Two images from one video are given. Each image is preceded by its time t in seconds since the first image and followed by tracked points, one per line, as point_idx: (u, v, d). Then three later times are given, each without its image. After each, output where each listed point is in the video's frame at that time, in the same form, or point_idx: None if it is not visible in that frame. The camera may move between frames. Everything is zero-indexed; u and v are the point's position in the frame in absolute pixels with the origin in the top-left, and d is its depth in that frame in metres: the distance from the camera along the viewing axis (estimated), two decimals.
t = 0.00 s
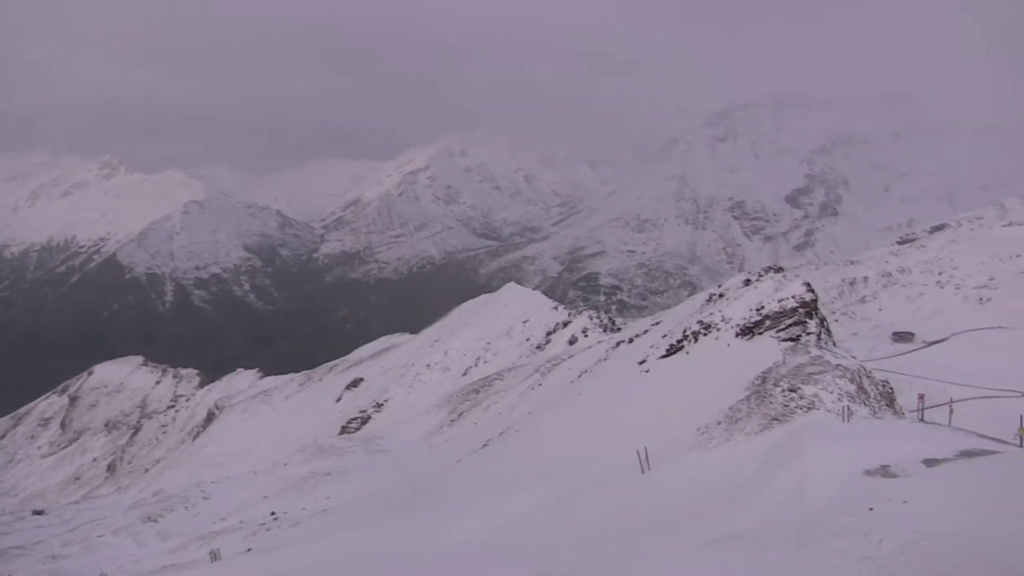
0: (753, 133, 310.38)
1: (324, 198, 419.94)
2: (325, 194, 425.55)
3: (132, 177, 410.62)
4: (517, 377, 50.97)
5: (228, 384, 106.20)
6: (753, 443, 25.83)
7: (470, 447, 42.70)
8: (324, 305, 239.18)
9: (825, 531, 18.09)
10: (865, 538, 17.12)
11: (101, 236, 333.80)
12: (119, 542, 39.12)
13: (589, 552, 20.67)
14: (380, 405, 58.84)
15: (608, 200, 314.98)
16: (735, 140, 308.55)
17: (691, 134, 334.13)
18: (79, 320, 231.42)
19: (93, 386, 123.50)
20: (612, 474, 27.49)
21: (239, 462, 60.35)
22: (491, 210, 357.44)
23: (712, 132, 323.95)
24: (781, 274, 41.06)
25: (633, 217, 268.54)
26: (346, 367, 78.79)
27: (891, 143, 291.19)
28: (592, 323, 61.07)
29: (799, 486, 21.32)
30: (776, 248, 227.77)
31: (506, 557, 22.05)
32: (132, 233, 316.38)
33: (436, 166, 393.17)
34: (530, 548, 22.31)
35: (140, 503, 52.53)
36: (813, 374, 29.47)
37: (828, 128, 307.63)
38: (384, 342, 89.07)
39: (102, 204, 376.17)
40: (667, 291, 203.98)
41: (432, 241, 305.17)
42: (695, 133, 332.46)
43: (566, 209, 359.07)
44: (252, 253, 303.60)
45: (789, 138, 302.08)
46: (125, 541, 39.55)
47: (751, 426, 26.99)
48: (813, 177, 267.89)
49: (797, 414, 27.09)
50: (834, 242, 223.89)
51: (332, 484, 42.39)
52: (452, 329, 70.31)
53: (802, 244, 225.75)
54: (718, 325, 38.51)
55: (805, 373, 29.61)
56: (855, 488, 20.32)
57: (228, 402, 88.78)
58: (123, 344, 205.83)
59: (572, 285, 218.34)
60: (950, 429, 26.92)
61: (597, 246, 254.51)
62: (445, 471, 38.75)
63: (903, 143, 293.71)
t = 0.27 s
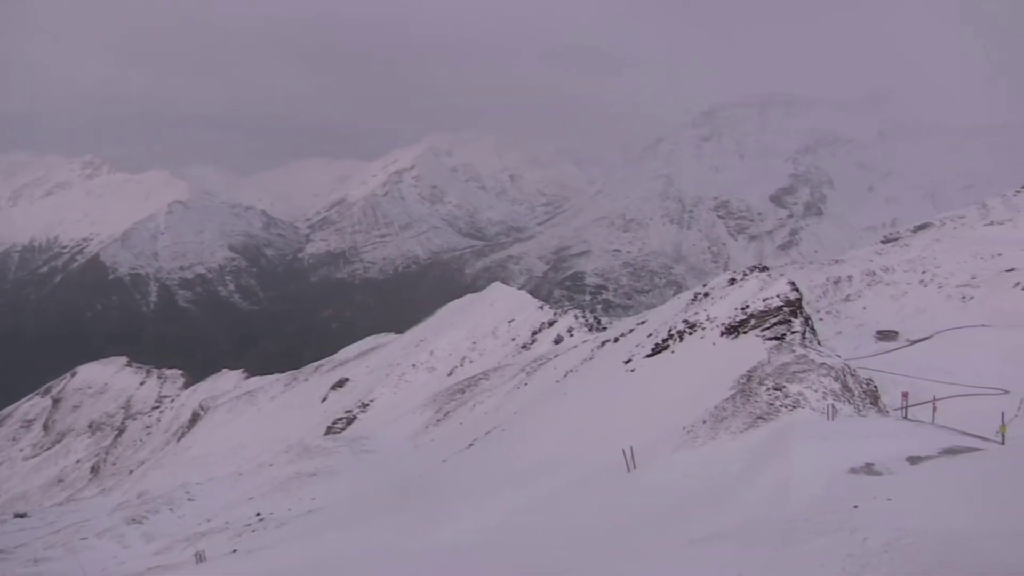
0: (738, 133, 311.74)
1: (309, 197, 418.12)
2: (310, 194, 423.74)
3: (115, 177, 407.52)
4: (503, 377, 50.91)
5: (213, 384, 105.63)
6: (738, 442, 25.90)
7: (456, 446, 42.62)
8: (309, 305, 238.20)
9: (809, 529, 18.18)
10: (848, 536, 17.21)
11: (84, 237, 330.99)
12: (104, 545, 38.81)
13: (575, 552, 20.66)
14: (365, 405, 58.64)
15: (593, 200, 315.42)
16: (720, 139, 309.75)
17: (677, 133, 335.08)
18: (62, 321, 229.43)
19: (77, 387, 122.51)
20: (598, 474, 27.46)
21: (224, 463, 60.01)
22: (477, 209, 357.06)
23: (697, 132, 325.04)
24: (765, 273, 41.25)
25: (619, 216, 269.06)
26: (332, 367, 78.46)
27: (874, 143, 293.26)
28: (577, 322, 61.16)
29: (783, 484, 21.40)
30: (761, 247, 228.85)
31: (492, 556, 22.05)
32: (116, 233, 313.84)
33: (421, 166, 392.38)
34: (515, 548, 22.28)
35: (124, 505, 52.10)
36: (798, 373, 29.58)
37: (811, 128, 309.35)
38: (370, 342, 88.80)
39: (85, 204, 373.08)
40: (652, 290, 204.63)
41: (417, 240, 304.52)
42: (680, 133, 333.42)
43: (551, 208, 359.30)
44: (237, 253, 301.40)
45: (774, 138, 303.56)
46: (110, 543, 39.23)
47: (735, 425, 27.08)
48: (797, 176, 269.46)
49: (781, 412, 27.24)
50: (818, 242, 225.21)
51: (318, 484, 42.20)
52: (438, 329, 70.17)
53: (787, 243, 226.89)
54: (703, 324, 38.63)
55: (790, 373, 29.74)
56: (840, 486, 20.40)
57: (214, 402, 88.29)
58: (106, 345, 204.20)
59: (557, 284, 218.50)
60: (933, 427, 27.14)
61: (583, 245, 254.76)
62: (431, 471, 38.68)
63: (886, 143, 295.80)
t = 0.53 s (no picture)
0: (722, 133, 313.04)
1: (293, 197, 416.16)
2: (295, 193, 421.79)
3: (98, 177, 404.28)
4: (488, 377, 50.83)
5: (197, 385, 104.92)
6: (723, 440, 25.94)
7: (441, 446, 42.50)
8: (294, 305, 237.13)
9: (794, 528, 18.23)
10: (832, 534, 17.28)
11: (67, 237, 328.03)
12: (88, 547, 38.46)
13: (560, 551, 20.63)
14: (351, 406, 58.39)
15: (578, 199, 315.86)
16: (705, 139, 310.91)
17: (661, 133, 335.99)
18: (45, 321, 227.23)
19: (60, 389, 121.41)
20: (582, 474, 27.45)
21: (208, 463, 59.57)
22: (462, 209, 356.51)
23: (681, 131, 326.10)
24: (750, 272, 41.34)
25: (604, 216, 269.56)
26: (317, 367, 78.07)
27: (857, 143, 295.34)
28: (563, 322, 61.18)
29: (769, 483, 21.44)
30: (745, 247, 229.92)
31: (479, 555, 21.96)
32: (98, 233, 311.20)
33: (406, 165, 391.19)
34: (503, 547, 22.19)
35: (108, 507, 51.62)
36: (783, 372, 29.67)
37: (795, 128, 311.07)
38: (355, 342, 88.44)
39: (67, 204, 369.83)
40: (637, 290, 205.25)
41: (402, 240, 303.83)
42: (665, 132, 334.32)
43: (536, 208, 359.50)
44: (221, 254, 298.53)
45: (758, 137, 305.06)
46: (93, 545, 38.89)
47: (721, 424, 27.13)
48: (781, 176, 270.98)
49: (767, 411, 27.29)
50: (803, 241, 226.48)
51: (303, 485, 41.87)
52: (423, 329, 69.90)
53: (771, 242, 228.05)
54: (688, 323, 38.69)
55: (775, 371, 29.82)
56: (825, 484, 20.44)
57: (198, 403, 87.72)
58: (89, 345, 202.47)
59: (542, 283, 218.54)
60: (917, 425, 27.33)
61: (568, 244, 255.01)
62: (417, 470, 38.55)
63: (869, 143, 297.94)
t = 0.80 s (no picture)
0: (705, 132, 314.30)
1: (277, 196, 414.05)
2: (279, 192, 419.77)
3: (80, 177, 400.83)
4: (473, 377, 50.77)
5: (180, 386, 104.16)
6: (708, 439, 26.04)
7: (426, 446, 42.41)
8: (279, 305, 235.98)
9: (777, 525, 18.29)
10: (815, 532, 17.32)
11: (48, 237, 324.86)
12: (70, 550, 38.18)
13: (544, 550, 20.61)
14: (335, 406, 58.15)
15: (563, 198, 316.20)
16: (688, 138, 312.01)
17: (646, 132, 336.84)
18: (26, 322, 224.99)
19: (42, 390, 120.27)
20: (568, 473, 27.43)
21: (191, 465, 59.16)
22: (446, 208, 355.92)
23: (665, 131, 327.12)
24: (734, 271, 41.51)
25: (588, 215, 270.05)
26: (301, 368, 77.69)
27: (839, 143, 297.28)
28: (547, 321, 61.22)
29: (753, 481, 21.52)
30: (729, 246, 231.01)
31: (463, 554, 21.92)
32: (80, 233, 308.41)
33: (390, 164, 390.16)
34: (487, 547, 22.17)
35: (90, 509, 51.17)
36: (767, 370, 29.80)
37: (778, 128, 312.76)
38: (340, 341, 88.05)
39: (49, 205, 366.48)
40: (621, 289, 205.82)
41: (386, 239, 303.00)
42: (649, 131, 335.17)
43: (521, 207, 359.59)
44: (205, 254, 295.49)
45: (742, 137, 306.51)
46: (76, 548, 38.59)
47: (705, 422, 27.23)
48: (764, 175, 272.40)
49: (751, 409, 27.37)
50: (786, 240, 227.74)
51: (288, 485, 41.66)
52: (408, 328, 69.70)
53: (755, 241, 229.16)
54: (673, 322, 38.77)
55: (759, 370, 29.93)
56: (810, 482, 20.51)
57: (181, 403, 87.11)
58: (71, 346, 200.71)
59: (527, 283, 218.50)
60: (900, 422, 27.55)
61: (553, 243, 255.21)
62: (402, 470, 38.45)
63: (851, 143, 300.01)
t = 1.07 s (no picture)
0: (690, 132, 315.46)
1: (261, 196, 411.74)
2: (263, 192, 417.41)
3: (62, 177, 397.15)
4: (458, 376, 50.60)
5: (164, 387, 103.36)
6: (693, 438, 26.06)
7: (412, 446, 42.23)
8: (263, 305, 234.67)
9: (761, 524, 18.30)
10: (798, 530, 17.38)
11: (29, 238, 321.47)
12: (52, 554, 37.77)
13: (528, 550, 20.54)
14: (320, 406, 57.85)
15: (548, 198, 316.32)
16: (673, 138, 313.03)
17: (630, 131, 337.52)
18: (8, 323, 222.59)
19: (24, 393, 119.06)
20: (555, 472, 27.40)
21: (175, 467, 58.71)
22: (431, 208, 355.23)
23: (650, 130, 327.95)
24: (719, 271, 41.59)
25: (573, 214, 270.31)
26: (286, 368, 77.24)
27: (822, 143, 299.15)
28: (532, 321, 61.26)
29: (738, 479, 21.54)
30: (713, 245, 231.94)
31: (448, 554, 21.86)
32: (62, 234, 305.33)
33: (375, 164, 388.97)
34: (472, 546, 22.10)
35: (73, 512, 50.70)
36: (751, 369, 29.87)
37: (762, 128, 314.31)
38: (325, 341, 87.69)
39: (30, 206, 362.96)
40: (606, 288, 206.22)
41: (371, 239, 301.99)
42: (634, 130, 335.89)
43: (505, 207, 359.42)
44: (188, 253, 293.88)
45: (726, 137, 307.93)
46: (59, 551, 38.20)
47: (690, 421, 27.29)
48: (748, 175, 273.70)
49: (735, 408, 27.44)
50: (771, 239, 228.86)
51: (274, 486, 41.39)
52: (393, 328, 69.47)
53: (740, 240, 230.11)
54: (657, 322, 38.81)
55: (743, 368, 29.99)
56: (792, 481, 20.57)
57: (166, 404, 86.43)
58: (53, 347, 198.76)
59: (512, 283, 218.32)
60: (883, 419, 27.73)
61: (538, 242, 255.30)
62: (387, 471, 38.29)
63: (834, 142, 301.96)
